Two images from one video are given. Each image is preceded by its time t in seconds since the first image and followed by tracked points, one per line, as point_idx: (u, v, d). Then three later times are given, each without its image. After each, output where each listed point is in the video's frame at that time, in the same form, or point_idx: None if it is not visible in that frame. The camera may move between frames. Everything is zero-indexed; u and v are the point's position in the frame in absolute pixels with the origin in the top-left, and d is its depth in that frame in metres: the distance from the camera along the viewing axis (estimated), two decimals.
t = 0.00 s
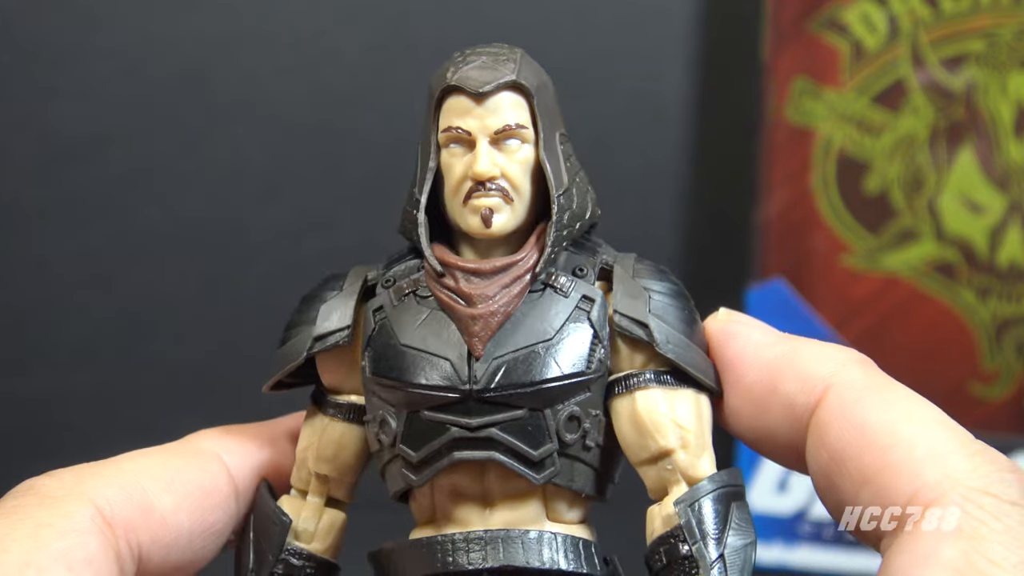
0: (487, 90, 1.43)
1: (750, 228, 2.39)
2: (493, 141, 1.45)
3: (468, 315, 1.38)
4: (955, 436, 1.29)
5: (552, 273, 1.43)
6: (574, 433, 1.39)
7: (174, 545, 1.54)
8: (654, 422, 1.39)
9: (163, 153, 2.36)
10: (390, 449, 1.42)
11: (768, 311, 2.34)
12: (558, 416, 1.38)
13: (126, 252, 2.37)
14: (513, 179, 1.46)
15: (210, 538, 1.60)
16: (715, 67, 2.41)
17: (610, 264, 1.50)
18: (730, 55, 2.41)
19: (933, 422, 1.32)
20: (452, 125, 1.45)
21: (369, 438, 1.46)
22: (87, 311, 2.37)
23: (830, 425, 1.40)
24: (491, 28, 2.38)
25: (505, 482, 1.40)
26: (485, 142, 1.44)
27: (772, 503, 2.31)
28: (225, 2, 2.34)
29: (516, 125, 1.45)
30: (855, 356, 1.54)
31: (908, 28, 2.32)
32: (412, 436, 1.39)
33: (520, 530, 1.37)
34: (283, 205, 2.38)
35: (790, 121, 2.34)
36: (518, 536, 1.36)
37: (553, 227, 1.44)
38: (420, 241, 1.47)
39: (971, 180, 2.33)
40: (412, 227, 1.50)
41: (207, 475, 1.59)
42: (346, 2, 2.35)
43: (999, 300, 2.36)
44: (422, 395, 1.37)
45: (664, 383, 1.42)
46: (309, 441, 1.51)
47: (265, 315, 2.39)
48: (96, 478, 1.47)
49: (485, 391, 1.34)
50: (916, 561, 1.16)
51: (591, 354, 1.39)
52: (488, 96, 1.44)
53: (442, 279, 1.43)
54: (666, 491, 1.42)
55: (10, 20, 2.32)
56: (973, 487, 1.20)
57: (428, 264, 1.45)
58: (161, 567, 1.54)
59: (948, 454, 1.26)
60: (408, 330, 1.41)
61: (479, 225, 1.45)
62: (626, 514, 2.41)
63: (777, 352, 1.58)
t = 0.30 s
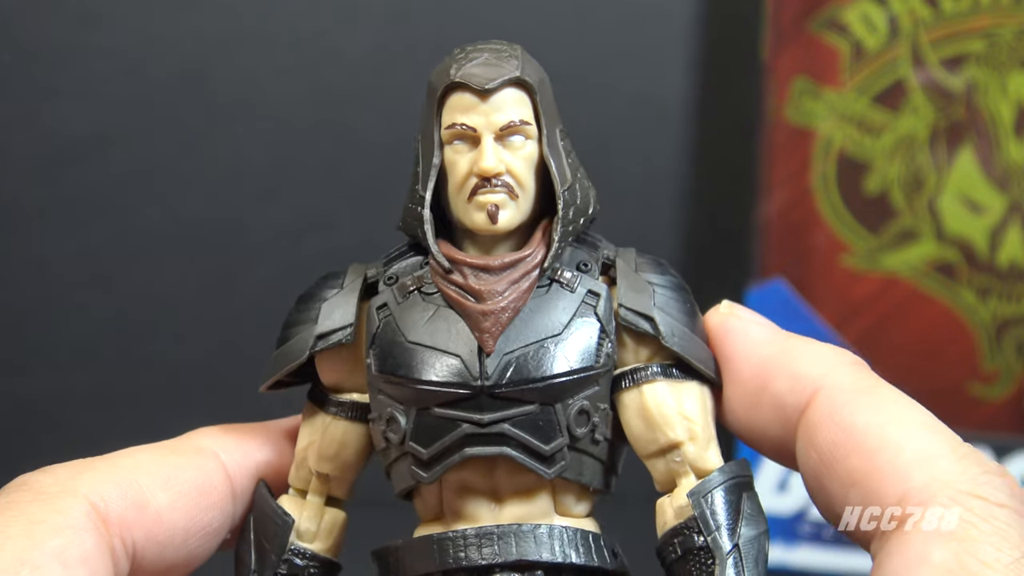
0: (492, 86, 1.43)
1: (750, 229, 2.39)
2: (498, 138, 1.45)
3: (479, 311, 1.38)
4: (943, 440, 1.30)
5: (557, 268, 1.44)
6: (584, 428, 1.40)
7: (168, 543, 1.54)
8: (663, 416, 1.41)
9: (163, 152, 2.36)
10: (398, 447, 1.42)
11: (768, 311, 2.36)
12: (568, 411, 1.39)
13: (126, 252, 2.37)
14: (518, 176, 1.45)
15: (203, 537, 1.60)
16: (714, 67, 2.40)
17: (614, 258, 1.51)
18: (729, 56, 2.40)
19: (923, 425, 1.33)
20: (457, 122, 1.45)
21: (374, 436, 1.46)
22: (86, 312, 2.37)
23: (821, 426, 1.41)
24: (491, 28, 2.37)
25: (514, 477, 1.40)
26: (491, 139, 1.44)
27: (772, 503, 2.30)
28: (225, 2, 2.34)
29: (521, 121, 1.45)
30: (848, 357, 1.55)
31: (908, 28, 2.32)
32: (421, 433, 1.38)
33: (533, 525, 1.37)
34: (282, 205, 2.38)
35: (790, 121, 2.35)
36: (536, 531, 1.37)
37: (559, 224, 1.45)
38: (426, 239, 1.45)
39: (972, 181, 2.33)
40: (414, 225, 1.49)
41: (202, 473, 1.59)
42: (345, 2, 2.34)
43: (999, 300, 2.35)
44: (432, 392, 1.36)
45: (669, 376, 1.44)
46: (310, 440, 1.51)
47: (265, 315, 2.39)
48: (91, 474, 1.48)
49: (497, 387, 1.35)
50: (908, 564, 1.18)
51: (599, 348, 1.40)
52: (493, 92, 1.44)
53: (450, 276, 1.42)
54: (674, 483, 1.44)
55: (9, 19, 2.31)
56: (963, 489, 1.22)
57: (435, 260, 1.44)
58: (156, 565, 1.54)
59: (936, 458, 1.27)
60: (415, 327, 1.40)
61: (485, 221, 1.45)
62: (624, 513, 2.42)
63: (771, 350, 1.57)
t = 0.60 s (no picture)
0: (508, 86, 1.43)
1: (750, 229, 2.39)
2: (511, 137, 1.45)
3: (496, 308, 1.38)
4: (924, 449, 1.33)
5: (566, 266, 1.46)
6: (596, 424, 1.41)
7: (163, 539, 1.53)
8: (673, 414, 1.46)
9: (164, 152, 2.36)
10: (410, 444, 1.41)
11: (767, 311, 2.37)
12: (581, 408, 1.40)
13: (126, 252, 2.36)
14: (530, 175, 1.46)
15: (198, 534, 1.59)
16: (713, 68, 2.41)
17: (618, 256, 1.53)
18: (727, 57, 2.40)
19: (905, 434, 1.36)
20: (470, 121, 1.44)
21: (384, 434, 1.44)
22: (86, 312, 2.36)
23: (805, 433, 1.43)
24: (491, 28, 2.38)
25: (525, 474, 1.41)
26: (505, 138, 1.43)
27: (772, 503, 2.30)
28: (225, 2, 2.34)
29: (534, 121, 1.45)
30: (838, 363, 1.56)
31: (909, 28, 2.32)
32: (436, 431, 1.38)
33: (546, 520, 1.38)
34: (283, 205, 2.38)
35: (790, 121, 2.35)
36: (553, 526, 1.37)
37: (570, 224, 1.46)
38: (439, 238, 1.44)
39: (972, 181, 2.33)
40: (424, 222, 1.47)
41: (198, 470, 1.59)
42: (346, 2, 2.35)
43: (999, 300, 2.35)
44: (449, 389, 1.36)
45: (675, 373, 1.48)
46: (311, 438, 1.50)
47: (266, 315, 2.39)
48: (85, 469, 1.47)
49: (513, 384, 1.36)
50: (894, 565, 1.21)
51: (609, 345, 1.43)
52: (507, 92, 1.44)
53: (464, 274, 1.42)
54: (682, 479, 1.49)
55: (10, 19, 2.31)
56: (942, 495, 1.25)
57: (448, 258, 1.43)
58: (149, 563, 1.53)
59: (917, 466, 1.30)
60: (427, 324, 1.40)
61: (497, 220, 1.44)
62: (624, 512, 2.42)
63: (765, 351, 1.57)
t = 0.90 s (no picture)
0: (521, 87, 1.43)
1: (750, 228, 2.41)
2: (522, 137, 1.45)
3: (510, 308, 1.38)
4: (912, 455, 1.35)
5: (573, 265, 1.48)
6: (605, 424, 1.43)
7: (155, 537, 1.52)
8: (678, 413, 1.50)
9: (164, 152, 2.36)
10: (420, 444, 1.39)
11: (767, 311, 2.37)
12: (592, 408, 1.41)
13: (126, 251, 2.36)
14: (540, 176, 1.46)
15: (190, 533, 1.57)
16: (713, 69, 2.42)
17: (620, 258, 1.56)
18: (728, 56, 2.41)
19: (894, 439, 1.37)
20: (482, 120, 1.44)
21: (391, 434, 1.42)
22: (86, 312, 2.36)
23: (794, 437, 1.44)
24: (491, 28, 2.37)
25: (535, 473, 1.41)
26: (517, 138, 1.43)
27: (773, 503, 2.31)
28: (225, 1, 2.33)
29: (545, 122, 1.45)
30: (830, 368, 1.57)
31: (909, 28, 2.31)
32: (448, 431, 1.37)
33: (558, 518, 1.40)
34: (284, 205, 2.39)
35: (790, 121, 2.35)
36: (564, 524, 1.39)
37: (577, 223, 1.47)
38: (451, 238, 1.43)
39: (973, 182, 2.33)
40: (433, 221, 1.46)
41: (191, 468, 1.58)
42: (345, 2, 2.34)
43: (999, 300, 2.35)
44: (463, 388, 1.36)
45: (677, 373, 1.53)
46: (312, 437, 1.49)
47: (266, 315, 2.40)
48: (76, 465, 1.46)
49: (527, 384, 1.36)
50: (881, 568, 1.23)
51: (617, 344, 1.45)
52: (519, 93, 1.44)
53: (477, 273, 1.42)
54: (685, 478, 1.53)
55: (9, 19, 2.30)
56: (929, 501, 1.28)
57: (460, 258, 1.43)
58: (141, 560, 1.52)
59: (904, 472, 1.32)
60: (439, 324, 1.39)
61: (507, 220, 1.44)
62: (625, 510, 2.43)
63: (761, 353, 1.58)
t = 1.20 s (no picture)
0: (535, 87, 1.43)
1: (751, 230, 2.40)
2: (534, 138, 1.44)
3: (526, 308, 1.38)
4: (908, 459, 1.36)
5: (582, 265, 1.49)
6: (616, 422, 1.44)
7: (147, 536, 1.51)
8: (686, 412, 1.50)
9: (164, 152, 2.35)
10: (434, 445, 1.37)
11: (767, 311, 2.36)
12: (603, 408, 1.42)
13: (126, 252, 2.36)
14: (550, 177, 1.46)
15: (182, 533, 1.57)
16: (711, 69, 2.43)
17: (623, 257, 1.56)
18: (730, 57, 2.42)
19: (890, 443, 1.38)
20: (494, 121, 1.43)
21: (403, 435, 1.40)
22: (86, 312, 2.35)
23: (790, 441, 1.44)
24: (491, 28, 2.38)
25: (548, 472, 1.41)
26: (529, 139, 1.43)
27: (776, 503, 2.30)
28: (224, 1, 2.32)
29: (556, 123, 1.46)
30: (828, 372, 1.57)
31: (909, 28, 2.31)
32: (463, 431, 1.35)
33: (572, 518, 1.40)
34: (284, 205, 2.39)
35: (790, 121, 2.34)
36: (576, 525, 1.39)
37: (589, 223, 1.49)
38: (464, 238, 1.42)
39: (973, 182, 2.33)
40: (445, 222, 1.45)
41: (186, 468, 1.57)
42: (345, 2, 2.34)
43: (999, 300, 2.36)
44: (479, 389, 1.35)
45: (683, 373, 1.53)
46: (318, 439, 1.44)
47: (267, 315, 2.40)
48: (69, 461, 1.46)
49: (544, 384, 1.36)
50: (875, 569, 1.24)
51: (626, 344, 1.45)
52: (532, 93, 1.44)
53: (491, 273, 1.41)
54: (691, 477, 1.53)
55: (8, 18, 2.27)
56: (925, 504, 1.29)
57: (475, 258, 1.42)
58: (133, 559, 1.52)
59: (900, 476, 1.33)
60: (453, 324, 1.38)
61: (519, 220, 1.44)
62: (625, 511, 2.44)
63: (760, 356, 1.58)
